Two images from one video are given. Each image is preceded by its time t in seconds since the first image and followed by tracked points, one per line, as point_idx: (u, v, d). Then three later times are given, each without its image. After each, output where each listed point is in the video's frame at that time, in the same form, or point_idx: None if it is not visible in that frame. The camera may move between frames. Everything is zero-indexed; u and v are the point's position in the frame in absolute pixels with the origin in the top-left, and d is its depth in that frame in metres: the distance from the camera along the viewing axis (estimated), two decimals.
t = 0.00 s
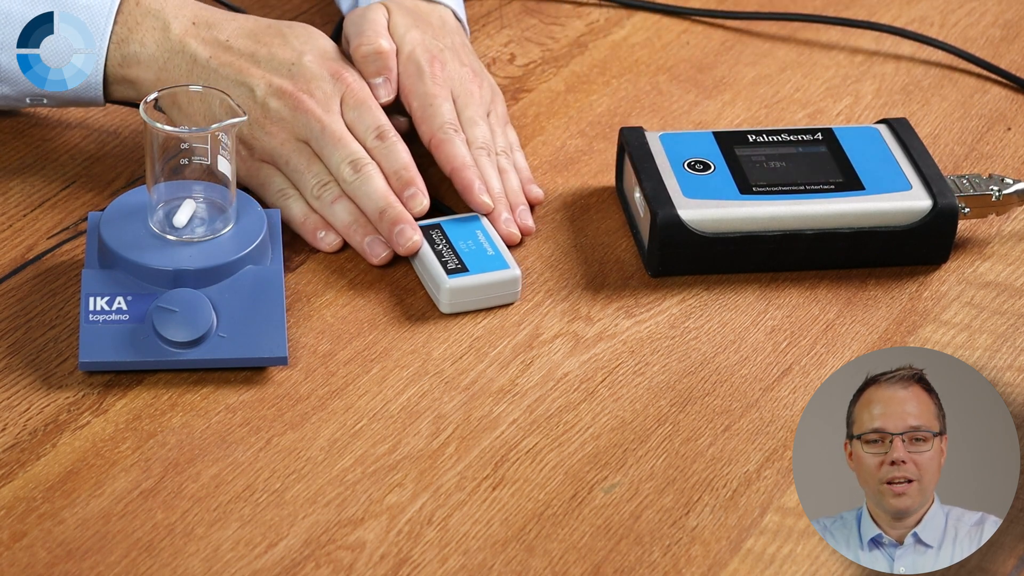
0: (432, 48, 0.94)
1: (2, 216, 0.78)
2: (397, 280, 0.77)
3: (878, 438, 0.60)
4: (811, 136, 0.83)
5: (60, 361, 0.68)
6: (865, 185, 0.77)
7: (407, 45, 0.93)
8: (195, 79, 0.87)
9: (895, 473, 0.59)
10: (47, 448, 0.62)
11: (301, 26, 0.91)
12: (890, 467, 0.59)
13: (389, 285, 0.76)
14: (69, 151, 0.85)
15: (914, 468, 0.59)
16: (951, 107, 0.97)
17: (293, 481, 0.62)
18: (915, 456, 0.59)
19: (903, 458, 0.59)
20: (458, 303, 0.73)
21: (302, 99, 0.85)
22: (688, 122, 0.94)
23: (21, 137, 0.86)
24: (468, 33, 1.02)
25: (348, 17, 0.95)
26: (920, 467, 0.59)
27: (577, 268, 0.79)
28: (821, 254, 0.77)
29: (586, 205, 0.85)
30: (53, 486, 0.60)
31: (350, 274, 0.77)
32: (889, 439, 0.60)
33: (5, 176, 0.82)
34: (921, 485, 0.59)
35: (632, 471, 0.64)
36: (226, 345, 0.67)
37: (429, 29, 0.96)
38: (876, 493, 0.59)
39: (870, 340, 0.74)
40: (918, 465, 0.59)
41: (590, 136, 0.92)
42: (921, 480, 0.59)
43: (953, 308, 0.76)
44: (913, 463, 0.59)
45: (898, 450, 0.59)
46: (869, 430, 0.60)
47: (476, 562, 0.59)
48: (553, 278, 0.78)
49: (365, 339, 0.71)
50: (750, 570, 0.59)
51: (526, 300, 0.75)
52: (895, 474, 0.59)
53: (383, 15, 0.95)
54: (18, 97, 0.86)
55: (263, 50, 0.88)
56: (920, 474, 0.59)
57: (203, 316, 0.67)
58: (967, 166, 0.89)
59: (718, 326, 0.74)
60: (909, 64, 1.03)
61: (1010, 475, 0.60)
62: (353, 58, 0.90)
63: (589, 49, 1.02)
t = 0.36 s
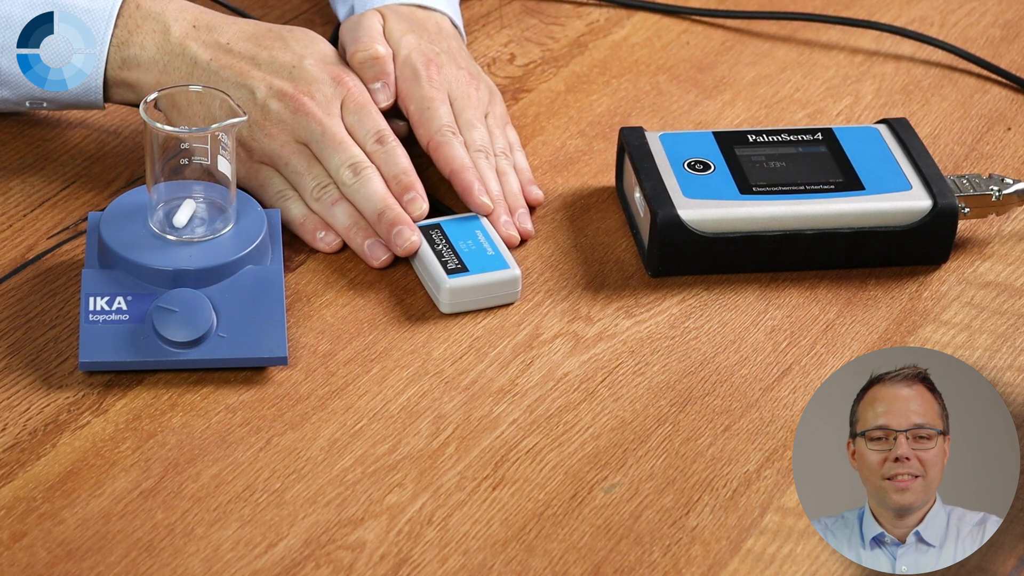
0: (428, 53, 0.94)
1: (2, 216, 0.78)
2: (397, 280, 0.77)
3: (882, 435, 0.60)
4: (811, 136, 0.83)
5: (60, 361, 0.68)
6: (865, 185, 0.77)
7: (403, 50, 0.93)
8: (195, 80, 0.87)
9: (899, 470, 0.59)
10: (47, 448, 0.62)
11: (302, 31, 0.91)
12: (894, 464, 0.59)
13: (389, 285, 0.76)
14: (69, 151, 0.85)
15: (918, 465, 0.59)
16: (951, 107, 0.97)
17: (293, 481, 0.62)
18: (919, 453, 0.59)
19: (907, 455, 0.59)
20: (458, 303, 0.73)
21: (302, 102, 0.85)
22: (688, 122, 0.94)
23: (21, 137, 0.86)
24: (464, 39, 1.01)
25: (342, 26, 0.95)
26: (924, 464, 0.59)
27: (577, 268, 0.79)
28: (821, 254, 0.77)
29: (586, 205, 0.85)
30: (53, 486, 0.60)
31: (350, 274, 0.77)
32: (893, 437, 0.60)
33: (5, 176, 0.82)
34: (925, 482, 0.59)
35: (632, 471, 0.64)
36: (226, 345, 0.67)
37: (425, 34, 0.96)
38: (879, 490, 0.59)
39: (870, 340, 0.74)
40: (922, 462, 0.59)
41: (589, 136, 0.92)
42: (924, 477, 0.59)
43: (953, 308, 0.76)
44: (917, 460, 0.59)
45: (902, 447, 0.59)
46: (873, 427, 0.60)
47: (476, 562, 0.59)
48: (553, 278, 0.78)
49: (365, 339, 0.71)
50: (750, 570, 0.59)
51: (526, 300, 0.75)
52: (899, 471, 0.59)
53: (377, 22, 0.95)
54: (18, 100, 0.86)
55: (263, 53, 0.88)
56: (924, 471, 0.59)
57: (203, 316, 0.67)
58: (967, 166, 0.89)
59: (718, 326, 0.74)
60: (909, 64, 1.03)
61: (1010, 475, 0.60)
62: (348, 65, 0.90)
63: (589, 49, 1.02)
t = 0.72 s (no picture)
0: (426, 54, 0.94)
1: (2, 216, 0.78)
2: (397, 280, 0.77)
3: (883, 436, 0.60)
4: (811, 136, 0.83)
5: (60, 361, 0.68)
6: (865, 185, 0.77)
7: (402, 52, 0.93)
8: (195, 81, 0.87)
9: (900, 471, 0.59)
10: (47, 448, 0.62)
11: (302, 31, 0.92)
12: (894, 466, 0.59)
13: (389, 285, 0.76)
14: (69, 151, 0.85)
15: (919, 466, 0.59)
16: (951, 107, 0.97)
17: (293, 481, 0.62)
18: (920, 454, 0.59)
19: (909, 457, 0.59)
20: (458, 303, 0.73)
21: (302, 102, 0.85)
22: (688, 122, 0.94)
23: (21, 137, 0.86)
24: (464, 40, 1.01)
25: (341, 27, 0.95)
26: (925, 464, 0.59)
27: (577, 268, 0.79)
28: (821, 254, 0.77)
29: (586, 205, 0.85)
30: (53, 486, 0.60)
31: (350, 274, 0.77)
32: (895, 438, 0.60)
33: (5, 176, 0.82)
34: (925, 482, 0.59)
35: (632, 471, 0.64)
36: (225, 346, 0.67)
37: (423, 35, 0.96)
38: (879, 491, 0.59)
39: (870, 340, 0.74)
40: (923, 463, 0.59)
41: (589, 136, 0.92)
42: (926, 478, 0.59)
43: (953, 308, 0.76)
44: (918, 461, 0.59)
45: (903, 449, 0.59)
46: (874, 428, 0.60)
47: (476, 562, 0.59)
48: (553, 278, 0.78)
49: (365, 339, 0.71)
50: (750, 569, 0.59)
51: (526, 300, 0.75)
52: (900, 472, 0.59)
53: (376, 23, 0.95)
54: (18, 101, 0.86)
55: (263, 53, 0.88)
56: (925, 472, 0.59)
57: (203, 316, 0.67)
58: (967, 166, 0.89)
59: (718, 326, 0.74)
60: (909, 64, 1.03)
61: (1010, 475, 0.60)
62: (347, 65, 0.90)
63: (589, 49, 1.02)
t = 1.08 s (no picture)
0: (425, 55, 0.94)
1: (2, 216, 0.78)
2: (397, 280, 0.77)
3: (883, 436, 0.60)
4: (811, 136, 0.83)
5: (60, 361, 0.68)
6: (865, 185, 0.77)
7: (401, 52, 0.93)
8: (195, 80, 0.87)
9: (901, 471, 0.59)
10: (47, 448, 0.62)
11: (302, 31, 0.92)
12: (896, 466, 0.59)
13: (389, 285, 0.76)
14: (69, 151, 0.85)
15: (920, 466, 0.59)
16: (951, 107, 0.97)
17: (293, 481, 0.62)
18: (921, 454, 0.59)
19: (910, 457, 0.59)
20: (458, 303, 0.73)
21: (302, 102, 0.85)
22: (688, 122, 0.94)
23: (21, 137, 0.86)
24: (463, 40, 1.01)
25: (341, 28, 0.95)
26: (925, 464, 0.59)
27: (577, 268, 0.79)
28: (821, 254, 0.77)
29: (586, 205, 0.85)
30: (53, 486, 0.60)
31: (350, 274, 0.77)
32: (895, 438, 0.60)
33: (5, 176, 0.82)
34: (925, 482, 0.59)
35: (632, 471, 0.64)
36: (225, 345, 0.67)
37: (423, 36, 0.96)
38: (881, 491, 0.59)
39: (870, 340, 0.74)
40: (923, 463, 0.59)
41: (589, 136, 0.92)
42: (926, 477, 0.59)
43: (953, 308, 0.76)
44: (919, 461, 0.59)
45: (904, 448, 0.59)
46: (874, 428, 0.60)
47: (476, 562, 0.59)
48: (553, 278, 0.78)
49: (365, 339, 0.71)
50: (750, 569, 0.59)
51: (526, 300, 0.75)
52: (901, 472, 0.59)
53: (376, 24, 0.95)
54: (18, 101, 0.86)
55: (263, 53, 0.88)
56: (926, 472, 0.59)
57: (203, 316, 0.67)
58: (967, 166, 0.89)
59: (718, 326, 0.74)
60: (909, 64, 1.03)
61: (1010, 475, 0.60)
62: (347, 66, 0.90)
63: (589, 49, 1.02)
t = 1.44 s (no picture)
0: (425, 55, 0.94)
1: (2, 216, 0.78)
2: (397, 280, 0.77)
3: (883, 437, 0.60)
4: (811, 136, 0.83)
5: (60, 361, 0.68)
6: (865, 185, 0.77)
7: (401, 52, 0.93)
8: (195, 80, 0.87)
9: (900, 473, 0.59)
10: (47, 448, 0.62)
11: (302, 32, 0.92)
12: (895, 468, 0.59)
13: (389, 285, 0.76)
14: (69, 151, 0.85)
15: (920, 468, 0.59)
16: (951, 108, 0.97)
17: (293, 481, 0.62)
18: (920, 455, 0.59)
19: (910, 459, 0.59)
20: (458, 303, 0.73)
21: (302, 102, 0.85)
22: (688, 122, 0.94)
23: (21, 137, 0.86)
24: (463, 40, 1.01)
25: (341, 28, 0.95)
26: (925, 466, 0.59)
27: (577, 268, 0.79)
28: (821, 254, 0.77)
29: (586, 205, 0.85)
30: (53, 486, 0.60)
31: (350, 274, 0.77)
32: (895, 439, 0.59)
33: (5, 176, 0.82)
34: (925, 483, 0.59)
35: (632, 471, 0.64)
36: (225, 345, 0.67)
37: (422, 36, 0.96)
38: (881, 492, 0.59)
39: (870, 340, 0.74)
40: (923, 465, 0.59)
41: (589, 136, 0.92)
42: (926, 479, 0.59)
43: (953, 308, 0.76)
44: (918, 462, 0.59)
45: (904, 451, 0.59)
46: (873, 430, 0.60)
47: (476, 562, 0.59)
48: (553, 278, 0.78)
49: (365, 339, 0.71)
50: (750, 569, 0.59)
51: (526, 300, 0.75)
52: (901, 474, 0.59)
53: (375, 24, 0.95)
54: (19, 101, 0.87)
55: (263, 53, 0.88)
56: (925, 473, 0.59)
57: (202, 316, 0.67)
58: (967, 166, 0.89)
59: (718, 326, 0.74)
60: (909, 64, 1.03)
61: (1010, 475, 0.60)
62: (347, 66, 0.90)
63: (589, 49, 1.02)
